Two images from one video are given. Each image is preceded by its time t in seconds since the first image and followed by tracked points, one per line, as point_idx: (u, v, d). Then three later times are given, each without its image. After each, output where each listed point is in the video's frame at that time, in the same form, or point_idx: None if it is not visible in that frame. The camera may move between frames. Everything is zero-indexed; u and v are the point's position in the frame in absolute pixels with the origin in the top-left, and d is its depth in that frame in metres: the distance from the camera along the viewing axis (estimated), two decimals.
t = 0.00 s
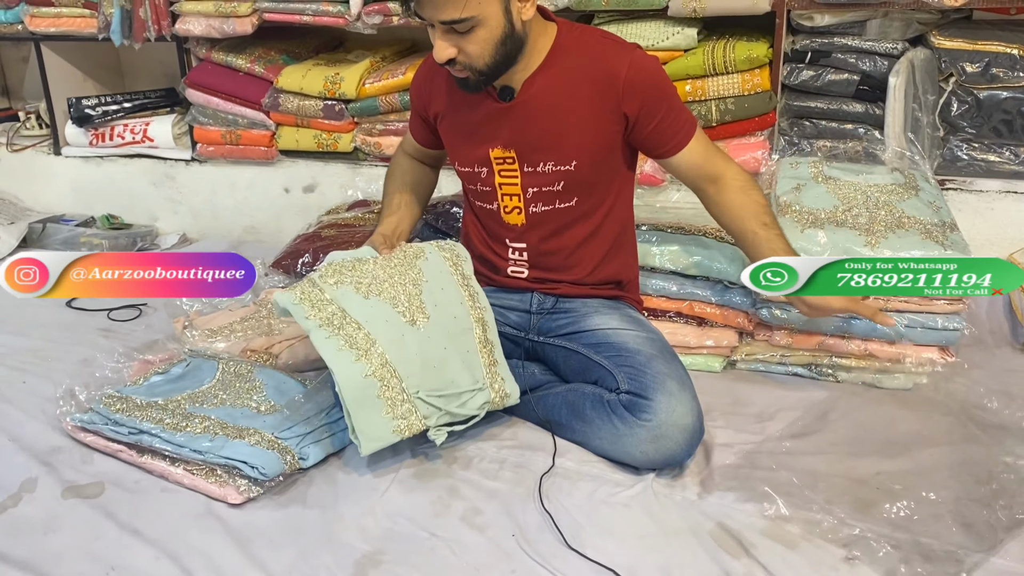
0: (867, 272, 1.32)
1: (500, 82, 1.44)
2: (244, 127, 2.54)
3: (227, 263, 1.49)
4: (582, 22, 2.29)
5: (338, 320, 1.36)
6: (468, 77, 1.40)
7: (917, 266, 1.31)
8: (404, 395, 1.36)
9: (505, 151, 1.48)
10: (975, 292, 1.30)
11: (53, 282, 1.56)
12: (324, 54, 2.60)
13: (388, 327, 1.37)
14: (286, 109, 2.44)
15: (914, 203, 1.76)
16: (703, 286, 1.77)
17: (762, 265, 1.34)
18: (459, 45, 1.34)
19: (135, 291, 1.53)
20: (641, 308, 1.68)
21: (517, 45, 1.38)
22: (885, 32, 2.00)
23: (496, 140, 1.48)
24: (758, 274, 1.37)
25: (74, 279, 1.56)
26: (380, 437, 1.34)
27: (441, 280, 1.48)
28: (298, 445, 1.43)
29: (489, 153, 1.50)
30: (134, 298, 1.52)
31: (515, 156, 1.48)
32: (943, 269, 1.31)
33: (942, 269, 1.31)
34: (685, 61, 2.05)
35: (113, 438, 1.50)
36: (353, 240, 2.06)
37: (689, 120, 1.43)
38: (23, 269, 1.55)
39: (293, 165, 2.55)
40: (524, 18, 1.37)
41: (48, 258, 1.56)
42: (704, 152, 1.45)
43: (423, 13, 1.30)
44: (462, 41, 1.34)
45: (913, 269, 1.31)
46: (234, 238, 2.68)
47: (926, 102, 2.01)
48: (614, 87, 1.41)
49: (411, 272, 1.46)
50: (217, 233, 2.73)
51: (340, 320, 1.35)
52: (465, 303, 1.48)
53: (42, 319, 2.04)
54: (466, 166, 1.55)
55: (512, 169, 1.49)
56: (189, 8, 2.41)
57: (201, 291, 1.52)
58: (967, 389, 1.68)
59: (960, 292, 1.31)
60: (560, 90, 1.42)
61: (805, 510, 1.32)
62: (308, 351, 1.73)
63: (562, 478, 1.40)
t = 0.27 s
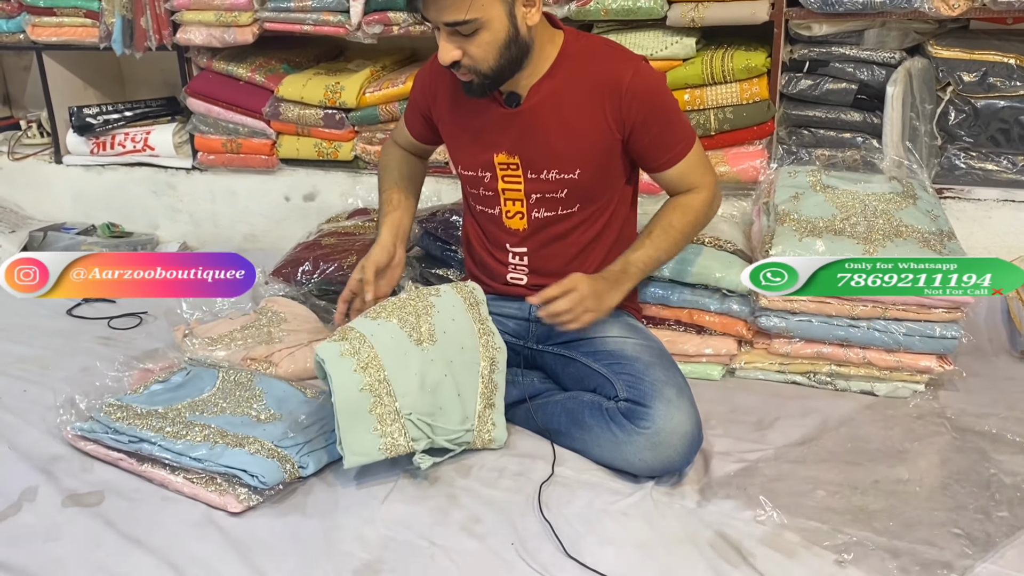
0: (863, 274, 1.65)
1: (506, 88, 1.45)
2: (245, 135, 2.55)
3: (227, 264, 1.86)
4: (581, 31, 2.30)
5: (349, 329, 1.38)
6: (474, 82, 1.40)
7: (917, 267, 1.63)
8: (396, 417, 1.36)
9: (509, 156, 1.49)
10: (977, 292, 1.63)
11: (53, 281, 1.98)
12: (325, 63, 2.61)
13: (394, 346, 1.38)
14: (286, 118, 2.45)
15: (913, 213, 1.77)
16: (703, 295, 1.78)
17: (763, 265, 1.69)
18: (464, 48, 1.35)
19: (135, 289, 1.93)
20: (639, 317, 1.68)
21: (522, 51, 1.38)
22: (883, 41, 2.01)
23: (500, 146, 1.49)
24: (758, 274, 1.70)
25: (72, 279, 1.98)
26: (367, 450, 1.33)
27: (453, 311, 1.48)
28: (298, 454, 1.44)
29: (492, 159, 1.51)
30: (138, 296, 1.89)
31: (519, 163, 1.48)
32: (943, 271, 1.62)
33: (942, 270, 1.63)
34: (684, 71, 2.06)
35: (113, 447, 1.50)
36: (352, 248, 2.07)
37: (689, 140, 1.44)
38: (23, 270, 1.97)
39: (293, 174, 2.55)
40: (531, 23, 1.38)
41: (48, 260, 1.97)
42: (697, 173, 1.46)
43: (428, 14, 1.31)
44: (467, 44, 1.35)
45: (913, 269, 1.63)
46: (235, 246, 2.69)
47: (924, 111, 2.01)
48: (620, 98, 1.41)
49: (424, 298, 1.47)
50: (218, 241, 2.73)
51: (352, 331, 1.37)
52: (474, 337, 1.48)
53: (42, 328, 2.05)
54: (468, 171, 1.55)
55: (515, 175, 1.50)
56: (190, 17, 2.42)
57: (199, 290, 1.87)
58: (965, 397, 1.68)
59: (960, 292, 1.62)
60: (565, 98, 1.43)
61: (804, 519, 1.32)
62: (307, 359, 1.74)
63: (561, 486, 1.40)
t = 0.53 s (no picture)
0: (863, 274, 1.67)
1: (507, 96, 1.47)
2: (244, 146, 2.56)
3: (228, 266, 2.09)
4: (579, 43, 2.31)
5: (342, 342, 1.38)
6: (477, 90, 1.41)
7: (918, 266, 1.65)
8: (393, 430, 1.36)
9: (507, 165, 1.49)
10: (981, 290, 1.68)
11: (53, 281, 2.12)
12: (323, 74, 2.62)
13: (390, 359, 1.38)
14: (285, 129, 2.46)
15: (908, 224, 1.77)
16: (700, 306, 1.78)
17: (763, 266, 1.70)
18: (466, 56, 1.36)
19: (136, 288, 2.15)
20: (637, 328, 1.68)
21: (524, 61, 1.39)
22: (878, 54, 2.02)
23: (497, 153, 1.50)
24: (758, 275, 1.72)
25: (73, 279, 2.13)
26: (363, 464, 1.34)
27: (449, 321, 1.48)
28: (295, 466, 1.44)
29: (489, 167, 1.51)
30: (140, 295, 2.11)
31: (516, 171, 1.49)
32: (943, 271, 1.64)
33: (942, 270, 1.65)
34: (681, 82, 2.07)
35: (111, 459, 1.50)
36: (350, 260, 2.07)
37: (666, 184, 1.41)
38: (23, 270, 2.10)
39: (291, 184, 2.56)
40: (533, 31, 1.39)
41: (48, 261, 2.11)
42: (666, 219, 1.43)
43: (431, 23, 1.32)
44: (469, 52, 1.35)
45: (913, 269, 1.65)
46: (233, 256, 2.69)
47: (919, 123, 2.03)
48: (614, 114, 1.41)
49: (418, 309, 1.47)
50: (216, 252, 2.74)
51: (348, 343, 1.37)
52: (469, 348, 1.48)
53: (41, 338, 2.05)
54: (467, 179, 1.56)
55: (512, 184, 1.50)
56: (190, 29, 2.43)
57: (200, 290, 2.07)
58: (962, 408, 1.69)
59: (963, 292, 1.63)
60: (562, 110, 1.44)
61: (801, 531, 1.32)
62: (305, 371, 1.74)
63: (558, 498, 1.40)
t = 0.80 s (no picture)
0: (862, 274, 1.69)
1: (508, 107, 1.48)
2: (242, 160, 2.57)
3: (226, 267, 2.44)
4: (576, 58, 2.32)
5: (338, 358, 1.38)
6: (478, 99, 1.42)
7: (918, 266, 1.68)
8: (389, 446, 1.37)
9: (509, 174, 1.50)
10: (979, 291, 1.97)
11: (53, 281, 2.42)
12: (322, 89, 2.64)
13: (388, 375, 1.38)
14: (284, 143, 2.47)
15: (903, 239, 1.76)
16: (695, 320, 1.79)
17: (764, 265, 1.75)
18: (467, 65, 1.37)
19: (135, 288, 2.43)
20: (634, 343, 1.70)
21: (524, 69, 1.40)
22: (873, 69, 2.04)
23: (499, 163, 1.50)
24: (759, 275, 1.76)
25: (72, 280, 2.42)
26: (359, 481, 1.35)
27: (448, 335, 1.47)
28: (292, 481, 1.44)
29: (490, 177, 1.52)
30: (140, 294, 2.40)
31: (518, 180, 1.50)
32: (943, 271, 1.71)
33: (943, 270, 1.71)
34: (677, 97, 2.08)
35: (107, 474, 1.50)
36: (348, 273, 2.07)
37: (663, 190, 1.40)
38: (23, 270, 2.42)
39: (289, 198, 2.57)
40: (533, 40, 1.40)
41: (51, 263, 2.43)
42: (662, 224, 1.41)
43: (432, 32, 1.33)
44: (470, 61, 1.36)
45: (913, 269, 1.68)
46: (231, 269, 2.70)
47: (914, 138, 2.04)
48: (613, 125, 1.43)
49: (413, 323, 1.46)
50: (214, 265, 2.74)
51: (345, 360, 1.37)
52: (468, 361, 1.47)
53: (38, 352, 2.05)
54: (467, 190, 1.56)
55: (513, 194, 1.51)
56: (189, 43, 2.45)
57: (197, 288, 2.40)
58: (957, 422, 1.70)
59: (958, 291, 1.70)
60: (561, 120, 1.45)
61: (797, 546, 1.32)
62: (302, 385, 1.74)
63: (555, 513, 1.40)
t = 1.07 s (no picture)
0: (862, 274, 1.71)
1: (506, 115, 1.50)
2: (240, 171, 2.57)
3: (230, 268, 2.53)
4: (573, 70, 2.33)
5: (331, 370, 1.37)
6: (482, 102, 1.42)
7: (917, 266, 1.71)
8: (387, 462, 1.37)
9: (506, 181, 1.51)
10: (974, 288, 1.96)
11: (53, 280, 2.51)
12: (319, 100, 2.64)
13: (380, 390, 1.39)
14: (281, 154, 2.47)
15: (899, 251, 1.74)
16: (692, 332, 1.79)
17: (764, 265, 1.75)
18: (473, 67, 1.37)
19: (135, 288, 2.50)
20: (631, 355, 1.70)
21: (527, 71, 1.41)
22: (868, 82, 2.05)
23: (496, 171, 1.51)
24: (759, 275, 1.76)
25: (72, 279, 2.52)
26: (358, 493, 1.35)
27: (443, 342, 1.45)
28: (288, 494, 1.44)
29: (488, 185, 1.53)
30: (140, 293, 2.47)
31: (515, 187, 1.50)
32: (942, 270, 1.73)
33: (941, 269, 1.73)
34: (673, 110, 2.09)
35: (103, 487, 1.50)
36: (345, 285, 2.07)
37: (655, 199, 1.39)
38: (25, 271, 2.50)
39: (287, 209, 2.57)
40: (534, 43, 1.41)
41: (51, 265, 2.52)
42: (653, 230, 1.38)
43: (439, 33, 1.33)
44: (476, 63, 1.37)
45: (913, 269, 1.71)
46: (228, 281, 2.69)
47: (909, 150, 2.03)
48: (609, 134, 1.44)
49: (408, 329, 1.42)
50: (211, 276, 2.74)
51: (338, 373, 1.37)
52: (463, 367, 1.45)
53: (34, 364, 2.04)
54: (464, 198, 1.57)
55: (510, 202, 1.52)
56: (188, 55, 2.46)
57: (198, 289, 2.47)
58: (953, 434, 1.70)
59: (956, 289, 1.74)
60: (558, 128, 1.47)
61: (793, 560, 1.32)
62: (298, 398, 1.74)
63: (551, 527, 1.40)
